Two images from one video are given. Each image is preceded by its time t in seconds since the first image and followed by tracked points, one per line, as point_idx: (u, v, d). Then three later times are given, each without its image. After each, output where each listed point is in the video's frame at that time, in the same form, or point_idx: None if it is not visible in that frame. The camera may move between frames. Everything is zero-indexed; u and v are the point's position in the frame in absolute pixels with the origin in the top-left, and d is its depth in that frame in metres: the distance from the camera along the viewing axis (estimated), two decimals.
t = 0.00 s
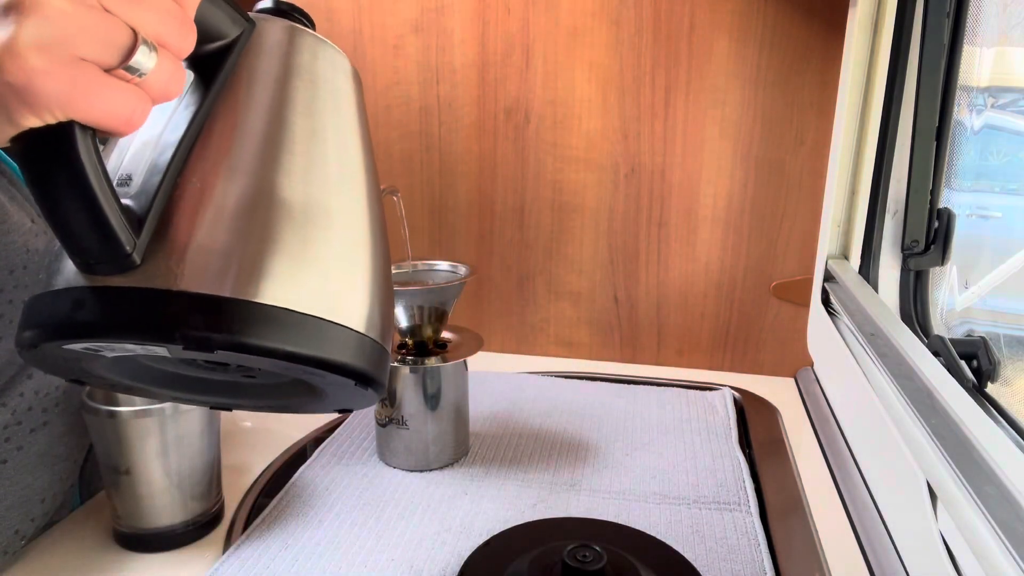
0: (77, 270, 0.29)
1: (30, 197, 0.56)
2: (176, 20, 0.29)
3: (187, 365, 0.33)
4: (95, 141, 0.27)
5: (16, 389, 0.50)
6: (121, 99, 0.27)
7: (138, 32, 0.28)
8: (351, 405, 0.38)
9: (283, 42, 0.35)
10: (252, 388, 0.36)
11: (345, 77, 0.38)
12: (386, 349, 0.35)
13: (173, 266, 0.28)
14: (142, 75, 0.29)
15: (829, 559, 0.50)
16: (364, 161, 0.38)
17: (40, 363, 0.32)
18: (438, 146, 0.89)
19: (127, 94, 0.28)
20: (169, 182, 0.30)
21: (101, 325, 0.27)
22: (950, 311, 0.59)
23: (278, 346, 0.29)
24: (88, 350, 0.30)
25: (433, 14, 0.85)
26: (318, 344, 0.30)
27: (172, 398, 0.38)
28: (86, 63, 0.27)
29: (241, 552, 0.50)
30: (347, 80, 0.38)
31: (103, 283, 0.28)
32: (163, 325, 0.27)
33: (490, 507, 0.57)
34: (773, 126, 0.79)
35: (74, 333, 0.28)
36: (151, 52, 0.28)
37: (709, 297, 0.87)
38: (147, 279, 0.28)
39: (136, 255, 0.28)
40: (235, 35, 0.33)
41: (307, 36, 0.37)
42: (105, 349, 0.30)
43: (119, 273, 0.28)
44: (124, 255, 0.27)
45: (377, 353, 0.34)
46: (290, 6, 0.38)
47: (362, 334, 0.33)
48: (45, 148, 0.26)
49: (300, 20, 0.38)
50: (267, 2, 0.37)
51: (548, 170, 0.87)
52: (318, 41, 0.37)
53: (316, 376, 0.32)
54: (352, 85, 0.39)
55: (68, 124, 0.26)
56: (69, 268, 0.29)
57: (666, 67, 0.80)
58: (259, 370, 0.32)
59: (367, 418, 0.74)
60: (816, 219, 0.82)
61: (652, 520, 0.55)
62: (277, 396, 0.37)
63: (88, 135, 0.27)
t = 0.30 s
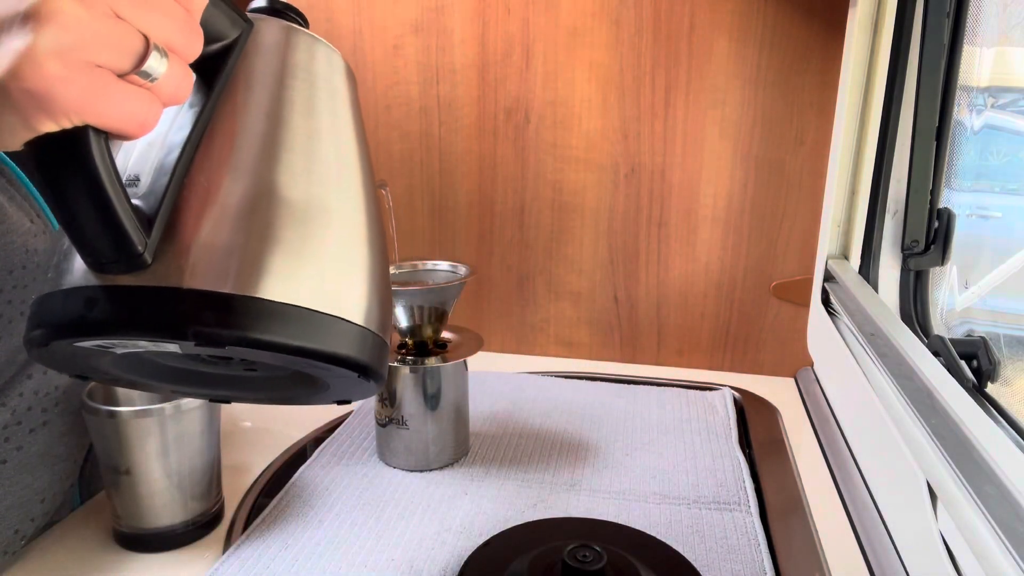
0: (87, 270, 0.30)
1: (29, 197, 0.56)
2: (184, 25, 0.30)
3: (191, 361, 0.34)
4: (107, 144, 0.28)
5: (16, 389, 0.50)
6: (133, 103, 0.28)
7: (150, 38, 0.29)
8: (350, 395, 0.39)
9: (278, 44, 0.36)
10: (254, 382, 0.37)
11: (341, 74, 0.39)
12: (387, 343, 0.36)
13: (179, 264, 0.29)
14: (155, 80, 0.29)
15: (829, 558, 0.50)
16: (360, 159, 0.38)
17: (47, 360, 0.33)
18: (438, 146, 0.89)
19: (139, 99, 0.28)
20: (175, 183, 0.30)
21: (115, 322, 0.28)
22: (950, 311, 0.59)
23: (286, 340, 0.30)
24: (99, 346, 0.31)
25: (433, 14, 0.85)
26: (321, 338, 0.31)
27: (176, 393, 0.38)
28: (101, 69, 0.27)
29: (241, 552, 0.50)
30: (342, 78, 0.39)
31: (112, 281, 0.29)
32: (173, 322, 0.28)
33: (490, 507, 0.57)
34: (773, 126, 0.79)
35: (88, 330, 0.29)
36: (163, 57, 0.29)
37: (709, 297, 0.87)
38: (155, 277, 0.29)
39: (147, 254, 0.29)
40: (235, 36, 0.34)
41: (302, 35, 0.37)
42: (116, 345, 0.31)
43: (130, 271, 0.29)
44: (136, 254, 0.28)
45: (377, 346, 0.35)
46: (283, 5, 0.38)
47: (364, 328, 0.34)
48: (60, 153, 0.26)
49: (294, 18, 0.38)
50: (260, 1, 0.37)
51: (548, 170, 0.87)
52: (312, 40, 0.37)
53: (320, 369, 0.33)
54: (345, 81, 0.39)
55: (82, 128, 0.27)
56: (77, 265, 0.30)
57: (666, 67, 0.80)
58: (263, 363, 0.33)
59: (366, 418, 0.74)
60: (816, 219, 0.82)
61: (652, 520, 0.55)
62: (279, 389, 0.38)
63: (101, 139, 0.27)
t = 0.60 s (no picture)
0: (115, 270, 0.30)
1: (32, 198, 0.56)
2: (208, 34, 0.30)
3: (213, 360, 0.35)
4: (139, 151, 0.28)
5: (16, 389, 0.51)
6: (165, 112, 0.28)
7: (180, 48, 0.29)
8: (364, 390, 0.39)
9: (290, 48, 0.36)
10: (271, 382, 0.37)
11: (350, 73, 0.39)
12: (402, 337, 0.37)
13: (205, 265, 0.30)
14: (185, 88, 0.29)
15: (829, 558, 0.50)
16: (370, 159, 0.38)
17: (71, 358, 0.34)
18: (438, 146, 0.89)
19: (172, 107, 0.29)
20: (201, 186, 0.31)
21: (145, 325, 0.29)
22: (950, 311, 0.59)
23: (309, 338, 0.31)
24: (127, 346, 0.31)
25: (433, 14, 0.85)
26: (343, 336, 0.32)
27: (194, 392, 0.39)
28: (135, 79, 0.27)
29: (241, 552, 0.50)
30: (353, 80, 0.39)
31: (139, 283, 0.29)
32: (204, 322, 0.29)
33: (490, 507, 0.57)
34: (773, 126, 0.79)
35: (119, 330, 0.29)
36: (192, 66, 0.29)
37: (709, 297, 0.87)
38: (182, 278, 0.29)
39: (177, 256, 0.29)
40: (252, 42, 0.34)
41: (315, 38, 0.37)
42: (144, 345, 0.31)
43: (158, 273, 0.29)
44: (165, 257, 0.29)
45: (393, 342, 0.36)
46: (295, 7, 0.38)
47: (382, 324, 0.35)
48: (92, 160, 0.26)
49: (307, 21, 0.39)
50: (272, 5, 0.38)
51: (548, 170, 0.87)
52: (323, 42, 0.38)
53: (340, 366, 0.34)
54: (356, 82, 0.39)
55: (116, 137, 0.26)
56: (105, 267, 0.30)
57: (666, 67, 0.80)
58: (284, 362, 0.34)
59: (366, 418, 0.74)
60: (815, 219, 0.82)
61: (652, 520, 0.55)
62: (296, 388, 0.38)
63: (134, 146, 0.27)
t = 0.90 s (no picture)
0: (145, 269, 0.31)
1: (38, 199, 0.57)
2: (234, 35, 0.31)
3: (237, 356, 0.35)
4: (170, 153, 0.29)
5: (16, 389, 0.51)
6: (195, 115, 0.29)
7: (208, 51, 0.29)
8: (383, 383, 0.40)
9: (305, 47, 0.36)
10: (294, 377, 0.38)
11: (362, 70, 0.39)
12: (421, 328, 0.37)
13: (230, 263, 0.31)
14: (213, 91, 0.30)
15: (829, 558, 0.51)
16: (385, 156, 0.38)
17: (98, 354, 0.34)
18: (437, 146, 0.89)
19: (201, 110, 0.29)
20: (226, 186, 0.32)
21: (174, 321, 0.30)
22: (950, 311, 0.59)
23: (334, 333, 0.31)
24: (156, 343, 0.32)
25: (432, 14, 0.85)
26: (367, 330, 0.33)
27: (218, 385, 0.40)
28: (166, 83, 0.27)
29: (241, 552, 0.50)
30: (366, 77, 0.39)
31: (168, 281, 0.30)
32: (233, 318, 0.30)
33: (491, 507, 0.57)
34: (773, 126, 0.79)
35: (149, 328, 0.30)
36: (219, 69, 0.29)
37: (709, 297, 0.87)
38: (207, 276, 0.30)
39: (205, 255, 0.30)
40: (269, 42, 0.34)
41: (331, 37, 0.37)
42: (173, 342, 0.32)
43: (188, 271, 0.30)
44: (194, 257, 0.29)
45: (414, 336, 0.36)
46: (308, 7, 0.38)
47: (402, 319, 0.35)
48: (124, 161, 0.27)
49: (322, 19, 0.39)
50: (286, 4, 0.38)
51: (548, 170, 0.87)
52: (337, 40, 0.38)
53: (362, 361, 0.34)
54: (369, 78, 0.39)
55: (148, 140, 0.27)
56: (135, 265, 0.31)
57: (666, 67, 0.80)
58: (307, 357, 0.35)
59: (367, 418, 0.74)
60: (815, 219, 0.82)
61: (652, 520, 0.55)
62: (317, 382, 0.39)
63: (164, 148, 0.28)
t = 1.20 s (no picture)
0: (173, 262, 0.31)
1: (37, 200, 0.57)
2: (259, 31, 0.32)
3: (260, 349, 0.36)
4: (199, 146, 0.30)
5: (15, 389, 0.51)
6: (224, 105, 0.30)
7: (235, 44, 0.31)
8: (403, 377, 0.40)
9: (323, 45, 0.37)
10: (315, 371, 0.38)
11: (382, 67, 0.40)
12: (441, 321, 0.38)
13: (256, 254, 0.31)
14: (240, 83, 0.31)
15: (829, 558, 0.51)
16: (405, 155, 0.39)
17: (125, 347, 0.35)
18: (438, 146, 0.89)
19: (229, 101, 0.31)
20: (251, 181, 0.32)
21: (202, 311, 0.30)
22: (950, 311, 0.59)
23: (359, 323, 0.32)
24: (183, 335, 0.33)
25: (433, 14, 0.85)
26: (392, 320, 0.33)
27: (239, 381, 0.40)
28: (195, 75, 0.29)
29: (241, 552, 0.50)
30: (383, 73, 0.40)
31: (195, 272, 0.31)
32: (261, 309, 0.30)
33: (490, 507, 0.57)
34: (773, 126, 0.79)
35: (177, 320, 0.31)
36: (245, 61, 0.31)
37: (709, 297, 0.87)
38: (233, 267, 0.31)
39: (232, 247, 0.31)
40: (289, 41, 0.35)
41: (349, 35, 0.38)
42: (200, 334, 0.32)
43: (215, 263, 0.31)
44: (221, 248, 0.30)
45: (435, 329, 0.37)
46: (327, 6, 0.39)
47: (425, 310, 0.36)
48: (155, 151, 0.28)
49: (339, 17, 0.39)
50: (305, 4, 0.39)
51: (548, 170, 0.87)
52: (355, 37, 0.38)
53: (385, 352, 0.35)
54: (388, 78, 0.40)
55: (178, 131, 0.28)
56: (163, 257, 0.32)
57: (666, 67, 0.80)
58: (329, 349, 0.35)
59: (367, 418, 0.74)
60: (815, 219, 0.82)
61: (653, 520, 0.55)
62: (338, 377, 0.39)
63: (193, 139, 0.29)
